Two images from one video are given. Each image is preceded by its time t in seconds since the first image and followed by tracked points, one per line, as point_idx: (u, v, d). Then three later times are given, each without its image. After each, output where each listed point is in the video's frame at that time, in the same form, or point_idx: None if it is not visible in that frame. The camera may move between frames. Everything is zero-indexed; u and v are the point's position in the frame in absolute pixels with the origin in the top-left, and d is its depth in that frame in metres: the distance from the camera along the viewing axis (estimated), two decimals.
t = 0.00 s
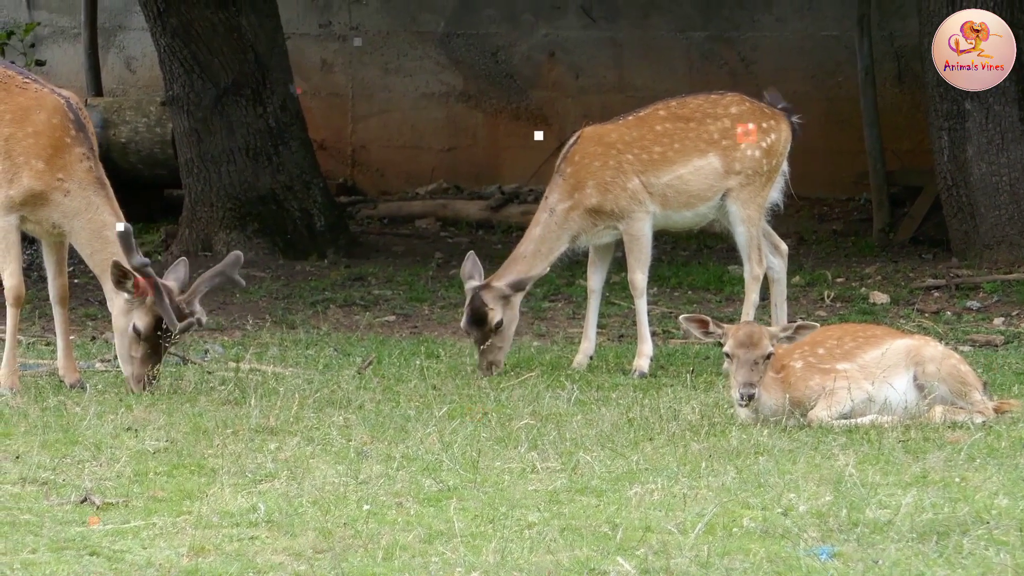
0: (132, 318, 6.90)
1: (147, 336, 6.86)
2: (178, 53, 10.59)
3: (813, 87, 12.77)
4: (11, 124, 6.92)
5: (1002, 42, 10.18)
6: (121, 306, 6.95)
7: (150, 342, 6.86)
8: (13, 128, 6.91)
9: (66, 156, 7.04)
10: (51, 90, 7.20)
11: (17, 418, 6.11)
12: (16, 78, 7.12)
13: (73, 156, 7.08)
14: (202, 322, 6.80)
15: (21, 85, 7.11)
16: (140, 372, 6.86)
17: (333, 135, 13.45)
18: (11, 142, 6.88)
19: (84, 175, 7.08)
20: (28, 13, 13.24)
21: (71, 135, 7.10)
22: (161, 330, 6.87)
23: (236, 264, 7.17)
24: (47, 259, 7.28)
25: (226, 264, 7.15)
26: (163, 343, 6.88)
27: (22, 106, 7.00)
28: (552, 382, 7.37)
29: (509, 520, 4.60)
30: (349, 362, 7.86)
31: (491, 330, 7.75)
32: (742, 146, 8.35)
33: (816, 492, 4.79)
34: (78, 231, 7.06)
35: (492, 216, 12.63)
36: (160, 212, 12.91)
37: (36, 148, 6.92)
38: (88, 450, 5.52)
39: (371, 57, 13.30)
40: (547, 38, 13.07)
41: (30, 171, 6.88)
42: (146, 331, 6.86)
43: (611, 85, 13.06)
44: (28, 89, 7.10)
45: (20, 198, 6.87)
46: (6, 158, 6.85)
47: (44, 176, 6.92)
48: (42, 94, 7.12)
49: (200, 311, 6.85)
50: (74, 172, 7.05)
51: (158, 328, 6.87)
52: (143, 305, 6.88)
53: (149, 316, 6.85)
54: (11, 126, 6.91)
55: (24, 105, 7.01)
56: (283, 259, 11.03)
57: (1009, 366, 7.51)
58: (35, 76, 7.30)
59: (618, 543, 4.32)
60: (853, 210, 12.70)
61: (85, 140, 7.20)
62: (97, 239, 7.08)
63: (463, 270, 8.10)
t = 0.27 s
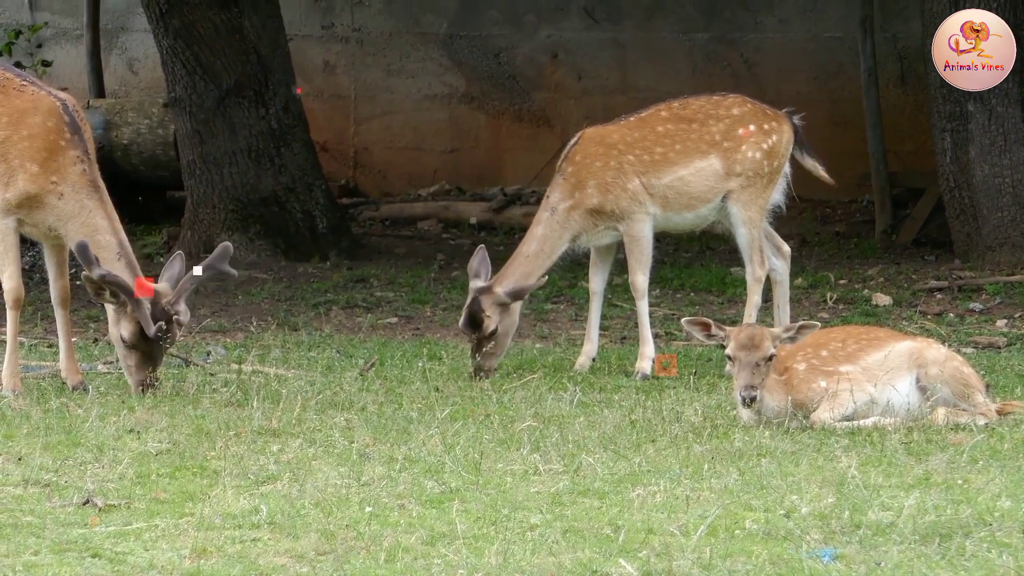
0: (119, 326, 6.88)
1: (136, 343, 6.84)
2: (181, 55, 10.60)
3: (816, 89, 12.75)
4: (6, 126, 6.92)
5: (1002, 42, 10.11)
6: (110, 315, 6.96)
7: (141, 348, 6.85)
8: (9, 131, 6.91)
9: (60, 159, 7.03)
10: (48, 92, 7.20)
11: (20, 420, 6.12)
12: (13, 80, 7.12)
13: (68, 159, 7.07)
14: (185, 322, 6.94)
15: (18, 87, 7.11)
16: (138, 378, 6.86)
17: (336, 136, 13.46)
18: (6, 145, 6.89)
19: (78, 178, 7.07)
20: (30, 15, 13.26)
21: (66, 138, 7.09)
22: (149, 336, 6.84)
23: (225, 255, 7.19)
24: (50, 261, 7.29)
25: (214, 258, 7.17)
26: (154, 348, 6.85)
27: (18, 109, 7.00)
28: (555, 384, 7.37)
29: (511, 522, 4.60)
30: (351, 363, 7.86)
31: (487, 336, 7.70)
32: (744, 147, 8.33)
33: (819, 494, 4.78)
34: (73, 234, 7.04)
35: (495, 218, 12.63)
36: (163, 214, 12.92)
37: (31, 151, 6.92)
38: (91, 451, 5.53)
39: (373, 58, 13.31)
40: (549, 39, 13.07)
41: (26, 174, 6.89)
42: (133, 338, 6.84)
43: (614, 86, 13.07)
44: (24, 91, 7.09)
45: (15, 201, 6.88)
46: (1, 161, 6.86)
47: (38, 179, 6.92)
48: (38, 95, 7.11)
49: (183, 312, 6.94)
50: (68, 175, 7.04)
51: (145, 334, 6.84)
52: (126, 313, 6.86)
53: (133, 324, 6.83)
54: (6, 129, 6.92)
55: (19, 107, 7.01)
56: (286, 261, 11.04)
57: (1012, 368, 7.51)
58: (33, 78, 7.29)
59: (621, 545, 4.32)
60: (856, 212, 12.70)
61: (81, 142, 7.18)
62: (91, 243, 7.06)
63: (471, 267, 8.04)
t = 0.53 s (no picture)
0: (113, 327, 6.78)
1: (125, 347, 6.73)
2: (182, 56, 10.61)
3: (818, 90, 12.76)
4: (3, 128, 6.95)
5: (1003, 42, 10.16)
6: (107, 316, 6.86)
7: (130, 351, 6.73)
8: (6, 132, 6.93)
9: (57, 160, 7.03)
10: (46, 93, 7.21)
11: (22, 422, 6.11)
12: (11, 82, 7.15)
13: (65, 160, 7.07)
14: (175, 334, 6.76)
15: (15, 89, 7.13)
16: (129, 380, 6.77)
17: (338, 137, 13.47)
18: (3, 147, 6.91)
19: (75, 179, 7.06)
20: (32, 15, 13.25)
21: (62, 139, 7.09)
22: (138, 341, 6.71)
23: (227, 263, 7.04)
24: (50, 263, 7.28)
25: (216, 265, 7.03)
26: (142, 354, 6.72)
27: (15, 110, 7.02)
28: (556, 385, 7.36)
29: (513, 524, 4.60)
30: (353, 365, 7.85)
31: (489, 336, 7.69)
32: (745, 148, 8.33)
33: (821, 496, 4.78)
34: (71, 235, 7.02)
35: (496, 219, 12.62)
36: (164, 215, 12.92)
37: (28, 153, 6.93)
38: (92, 453, 5.53)
39: (375, 59, 13.31)
40: (551, 40, 13.06)
41: (23, 176, 6.90)
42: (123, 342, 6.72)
43: (616, 87, 13.07)
44: (21, 93, 7.11)
45: (13, 203, 6.89)
46: None
47: (35, 181, 6.92)
48: (36, 97, 7.12)
49: (174, 322, 6.77)
50: (65, 176, 7.04)
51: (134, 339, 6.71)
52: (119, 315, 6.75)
53: (123, 327, 6.72)
54: (4, 131, 6.93)
55: (17, 109, 7.03)
56: (287, 263, 11.04)
57: (1014, 369, 7.50)
58: (32, 80, 7.32)
59: (623, 547, 4.32)
60: (858, 214, 12.70)
61: (78, 143, 7.18)
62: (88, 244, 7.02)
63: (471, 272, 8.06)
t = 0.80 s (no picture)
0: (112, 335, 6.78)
1: (128, 352, 6.73)
2: (184, 57, 10.61)
3: (819, 91, 12.77)
4: (2, 130, 6.97)
5: (1003, 42, 10.15)
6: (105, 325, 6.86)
7: (133, 356, 6.73)
8: (5, 134, 6.95)
9: (55, 162, 7.03)
10: (46, 96, 7.22)
11: (23, 423, 6.12)
12: (12, 84, 7.17)
13: (64, 162, 7.06)
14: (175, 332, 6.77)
15: (15, 91, 7.15)
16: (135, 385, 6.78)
17: (339, 138, 13.47)
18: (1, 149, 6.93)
19: (72, 181, 7.04)
20: (33, 17, 13.26)
21: (61, 141, 7.08)
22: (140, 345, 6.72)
23: (214, 255, 7.01)
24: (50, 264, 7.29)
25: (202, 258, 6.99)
26: (146, 357, 6.73)
27: (14, 112, 7.03)
28: (558, 386, 7.36)
29: (514, 524, 4.60)
30: (354, 366, 7.86)
31: (491, 334, 7.76)
32: (746, 150, 8.33)
33: (822, 496, 4.78)
34: (68, 237, 7.00)
35: (498, 221, 12.63)
36: (165, 216, 12.93)
37: (26, 154, 6.94)
38: (94, 454, 5.53)
39: (377, 61, 13.31)
40: (553, 42, 13.06)
41: (21, 177, 6.91)
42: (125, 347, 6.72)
43: (617, 89, 13.07)
44: (21, 95, 7.13)
45: (10, 204, 6.90)
46: None
47: (33, 182, 6.92)
48: (36, 99, 7.14)
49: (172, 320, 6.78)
50: (63, 178, 7.03)
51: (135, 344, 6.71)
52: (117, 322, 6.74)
53: (123, 333, 6.72)
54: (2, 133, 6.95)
55: (15, 111, 7.05)
56: (289, 264, 11.05)
57: (1016, 371, 7.50)
58: (34, 83, 7.34)
59: (624, 548, 4.32)
60: (860, 215, 12.70)
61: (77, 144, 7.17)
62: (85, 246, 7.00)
63: (462, 278, 8.13)
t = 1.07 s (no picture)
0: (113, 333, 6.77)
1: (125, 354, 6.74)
2: (185, 58, 10.61)
3: (820, 92, 12.76)
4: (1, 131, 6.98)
5: (1003, 42, 10.21)
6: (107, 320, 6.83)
7: (127, 358, 6.74)
8: (4, 135, 6.96)
9: (55, 162, 7.03)
10: (46, 96, 7.22)
11: (25, 423, 6.12)
12: (11, 85, 7.18)
13: (64, 163, 7.06)
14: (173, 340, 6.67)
15: (15, 91, 7.16)
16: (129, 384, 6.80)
17: (340, 139, 13.47)
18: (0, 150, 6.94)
19: (72, 182, 7.04)
20: (34, 18, 13.27)
21: (60, 141, 7.09)
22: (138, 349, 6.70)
23: (222, 267, 7.03)
24: (51, 265, 7.30)
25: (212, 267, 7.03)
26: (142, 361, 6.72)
27: (13, 113, 7.04)
28: (559, 387, 7.36)
29: (516, 525, 4.60)
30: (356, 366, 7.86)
31: (490, 337, 7.78)
32: (746, 149, 8.34)
33: (824, 496, 4.78)
34: (69, 238, 7.00)
35: (499, 221, 12.63)
36: (167, 217, 12.93)
37: (25, 155, 6.95)
38: (95, 454, 5.54)
39: (377, 61, 13.31)
40: (554, 42, 13.06)
41: (20, 178, 6.91)
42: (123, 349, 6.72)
43: (618, 89, 13.06)
44: (20, 96, 7.14)
45: (9, 205, 6.91)
46: None
47: (32, 183, 6.93)
48: (36, 100, 7.14)
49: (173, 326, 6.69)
50: (62, 179, 7.03)
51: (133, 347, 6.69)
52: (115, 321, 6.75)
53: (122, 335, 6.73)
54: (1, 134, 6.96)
55: (15, 111, 7.06)
56: (290, 264, 11.05)
57: (1017, 371, 7.50)
58: (34, 83, 7.34)
59: (626, 548, 4.32)
60: (861, 215, 12.71)
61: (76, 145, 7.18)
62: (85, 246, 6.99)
63: (475, 279, 8.14)
